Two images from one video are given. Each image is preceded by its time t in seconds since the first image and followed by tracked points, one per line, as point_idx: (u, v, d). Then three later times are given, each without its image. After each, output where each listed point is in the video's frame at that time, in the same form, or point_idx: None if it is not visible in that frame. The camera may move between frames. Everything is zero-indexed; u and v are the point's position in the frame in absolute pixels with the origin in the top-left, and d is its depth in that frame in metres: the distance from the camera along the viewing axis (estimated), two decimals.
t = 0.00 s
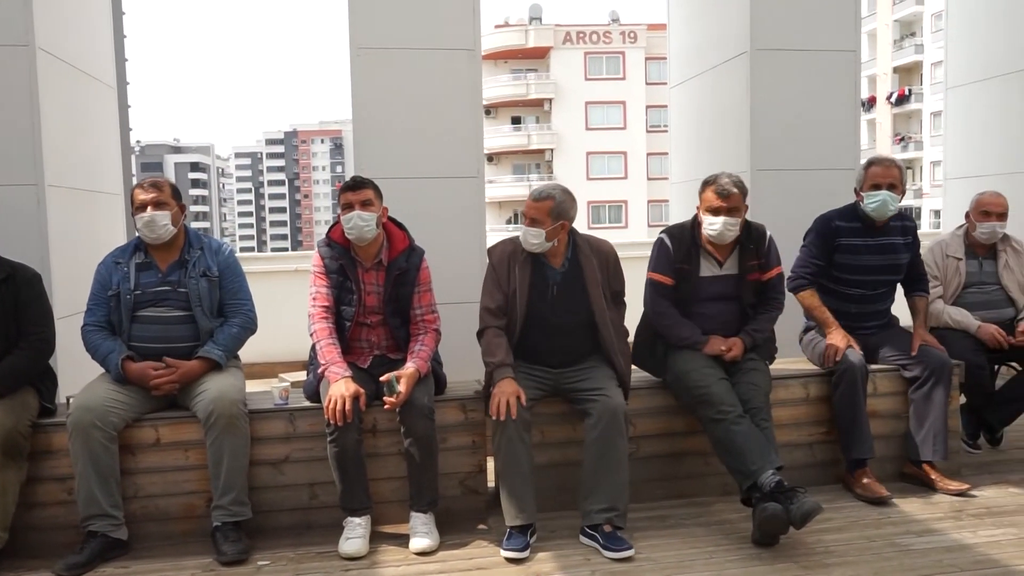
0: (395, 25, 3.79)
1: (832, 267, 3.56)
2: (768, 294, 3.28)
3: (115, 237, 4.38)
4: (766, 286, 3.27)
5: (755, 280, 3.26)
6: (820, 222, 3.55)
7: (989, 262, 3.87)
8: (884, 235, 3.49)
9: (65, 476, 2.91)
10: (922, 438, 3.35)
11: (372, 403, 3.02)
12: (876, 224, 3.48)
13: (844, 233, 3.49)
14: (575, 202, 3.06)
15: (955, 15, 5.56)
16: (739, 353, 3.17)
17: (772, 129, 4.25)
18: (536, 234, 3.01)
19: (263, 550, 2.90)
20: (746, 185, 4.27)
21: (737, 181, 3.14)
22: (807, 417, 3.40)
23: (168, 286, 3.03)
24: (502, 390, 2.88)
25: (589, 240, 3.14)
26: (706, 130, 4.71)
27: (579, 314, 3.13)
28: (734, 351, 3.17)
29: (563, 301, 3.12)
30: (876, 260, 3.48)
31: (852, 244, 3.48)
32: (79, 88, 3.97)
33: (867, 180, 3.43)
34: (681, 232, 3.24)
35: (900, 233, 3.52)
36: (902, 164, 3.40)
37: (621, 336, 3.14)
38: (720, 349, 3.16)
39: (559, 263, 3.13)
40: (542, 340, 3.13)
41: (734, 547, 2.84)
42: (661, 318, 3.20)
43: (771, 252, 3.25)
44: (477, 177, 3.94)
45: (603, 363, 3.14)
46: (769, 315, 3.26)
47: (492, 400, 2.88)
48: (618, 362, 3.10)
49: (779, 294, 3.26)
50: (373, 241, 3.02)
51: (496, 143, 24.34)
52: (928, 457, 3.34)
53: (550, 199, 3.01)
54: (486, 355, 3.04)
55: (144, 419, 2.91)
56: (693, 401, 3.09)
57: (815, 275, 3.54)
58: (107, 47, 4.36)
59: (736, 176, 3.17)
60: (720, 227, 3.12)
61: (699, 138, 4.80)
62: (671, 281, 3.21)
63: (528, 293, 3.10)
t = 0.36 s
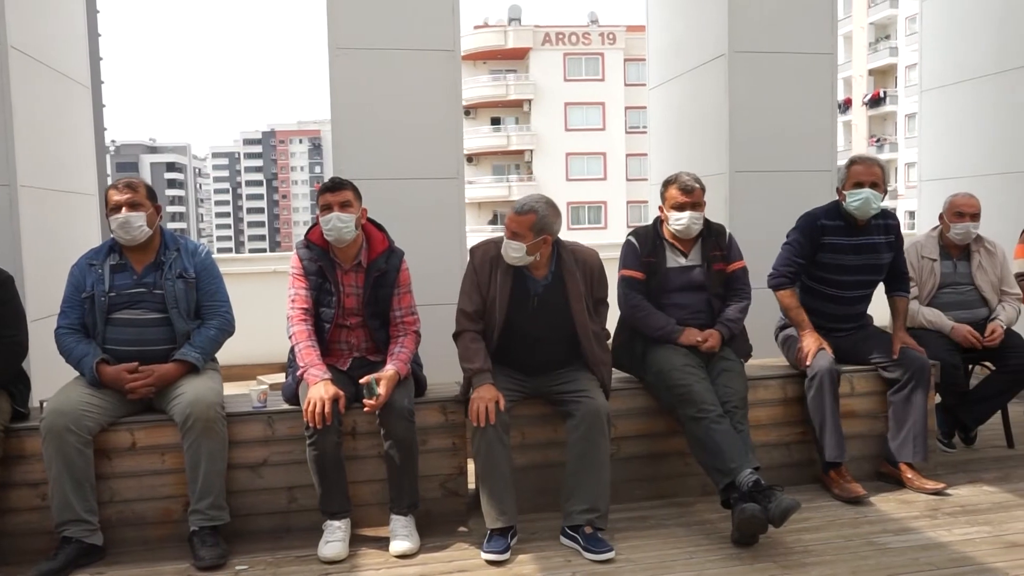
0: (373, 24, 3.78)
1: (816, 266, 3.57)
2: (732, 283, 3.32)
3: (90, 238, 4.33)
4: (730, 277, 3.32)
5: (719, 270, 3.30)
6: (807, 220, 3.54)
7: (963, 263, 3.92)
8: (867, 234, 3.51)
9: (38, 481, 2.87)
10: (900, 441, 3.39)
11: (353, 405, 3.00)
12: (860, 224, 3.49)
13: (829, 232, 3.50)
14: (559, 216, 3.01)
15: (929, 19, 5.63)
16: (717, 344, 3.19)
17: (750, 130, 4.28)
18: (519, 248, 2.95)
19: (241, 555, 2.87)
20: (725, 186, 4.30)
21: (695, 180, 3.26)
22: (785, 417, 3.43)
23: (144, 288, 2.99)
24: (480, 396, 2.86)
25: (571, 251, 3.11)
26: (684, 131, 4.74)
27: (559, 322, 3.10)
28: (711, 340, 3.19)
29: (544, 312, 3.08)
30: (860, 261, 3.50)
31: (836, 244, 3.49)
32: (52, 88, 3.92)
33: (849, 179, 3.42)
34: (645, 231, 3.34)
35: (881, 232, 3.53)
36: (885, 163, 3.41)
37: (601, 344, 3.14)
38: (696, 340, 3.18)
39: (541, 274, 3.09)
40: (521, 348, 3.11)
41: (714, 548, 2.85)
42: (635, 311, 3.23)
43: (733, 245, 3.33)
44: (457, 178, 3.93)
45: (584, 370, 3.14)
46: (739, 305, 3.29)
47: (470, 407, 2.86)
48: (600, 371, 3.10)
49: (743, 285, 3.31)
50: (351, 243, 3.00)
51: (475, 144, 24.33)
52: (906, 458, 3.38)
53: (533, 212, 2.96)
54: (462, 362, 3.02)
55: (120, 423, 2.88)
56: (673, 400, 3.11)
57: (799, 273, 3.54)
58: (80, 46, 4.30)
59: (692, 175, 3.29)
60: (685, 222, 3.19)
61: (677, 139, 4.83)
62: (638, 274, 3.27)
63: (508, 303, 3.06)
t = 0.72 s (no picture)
0: (355, 24, 3.76)
1: (780, 266, 3.64)
2: (711, 282, 3.34)
3: (67, 239, 4.28)
4: (709, 277, 3.35)
5: (697, 268, 3.34)
6: (766, 224, 3.67)
7: (942, 263, 3.96)
8: (826, 230, 3.59)
9: (14, 486, 2.82)
10: (881, 438, 3.42)
11: (333, 407, 2.98)
12: (819, 219, 3.59)
13: (788, 230, 3.59)
14: (546, 219, 2.99)
15: (908, 21, 5.69)
16: (694, 338, 3.20)
17: (731, 132, 4.30)
18: (508, 253, 2.94)
19: (222, 559, 2.84)
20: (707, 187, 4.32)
21: (678, 187, 3.25)
22: (767, 417, 3.45)
23: (122, 290, 2.95)
24: (468, 399, 2.86)
25: (560, 253, 3.11)
26: (666, 132, 4.76)
27: (548, 325, 3.09)
28: (690, 331, 3.21)
29: (533, 317, 3.07)
30: (822, 255, 3.56)
31: (796, 240, 3.58)
32: (28, 87, 3.86)
33: (807, 176, 3.58)
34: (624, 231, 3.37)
35: (841, 229, 3.62)
36: (838, 159, 3.55)
37: (587, 343, 3.14)
38: (673, 333, 3.20)
39: (530, 278, 3.08)
40: (507, 350, 3.10)
41: (697, 548, 2.86)
42: (615, 309, 3.25)
43: (710, 246, 3.39)
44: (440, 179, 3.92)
45: (571, 371, 3.14)
46: (719, 302, 3.30)
47: (459, 411, 2.85)
48: (587, 373, 3.09)
49: (722, 283, 3.33)
50: (333, 245, 2.98)
51: (458, 144, 24.30)
52: (888, 456, 3.40)
53: (520, 216, 2.93)
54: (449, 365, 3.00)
55: (98, 426, 2.84)
56: (655, 400, 3.11)
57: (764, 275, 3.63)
58: (57, 45, 4.24)
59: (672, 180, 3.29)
60: (663, 231, 3.24)
61: (660, 140, 4.85)
62: (620, 272, 3.30)
63: (497, 307, 3.05)
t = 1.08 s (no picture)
0: (333, 23, 3.74)
1: (751, 270, 3.68)
2: (696, 288, 3.35)
3: (39, 241, 4.22)
4: (695, 282, 3.35)
5: (682, 275, 3.34)
6: (731, 230, 3.72)
7: (918, 262, 4.00)
8: (791, 232, 3.65)
9: None
10: (861, 434, 3.42)
11: (312, 409, 2.96)
12: (784, 222, 3.64)
13: (753, 235, 3.65)
14: (507, 201, 3.03)
15: (884, 23, 5.75)
16: (677, 347, 3.20)
17: (709, 132, 4.33)
18: (489, 242, 2.96)
19: (198, 564, 2.81)
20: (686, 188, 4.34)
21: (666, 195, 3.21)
22: (745, 417, 3.47)
23: (96, 292, 2.92)
24: (458, 398, 2.83)
25: (527, 245, 3.13)
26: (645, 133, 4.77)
27: (520, 317, 3.11)
28: (672, 341, 3.21)
29: (505, 309, 3.09)
30: (788, 257, 3.62)
31: (763, 244, 3.63)
32: None
33: (771, 180, 3.61)
34: (609, 233, 3.34)
35: (804, 232, 3.67)
36: (800, 162, 3.60)
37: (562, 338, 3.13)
38: (657, 342, 3.20)
39: (500, 270, 3.10)
40: (484, 346, 3.13)
41: (676, 547, 2.87)
42: (598, 316, 3.24)
43: (696, 250, 3.36)
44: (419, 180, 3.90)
45: (546, 367, 3.13)
46: (704, 309, 3.32)
47: (450, 410, 2.83)
48: (560, 364, 3.09)
49: (709, 290, 3.34)
50: (310, 245, 2.96)
51: (438, 144, 24.24)
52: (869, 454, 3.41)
53: (488, 206, 2.96)
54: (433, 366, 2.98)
55: (71, 430, 2.80)
56: (636, 403, 3.12)
57: (739, 280, 3.66)
58: (29, 42, 4.18)
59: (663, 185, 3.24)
60: (651, 238, 3.22)
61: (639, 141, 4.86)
62: (603, 278, 3.28)
63: (470, 303, 3.06)
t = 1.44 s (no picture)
0: (299, 22, 3.70)
1: (719, 272, 3.71)
2: (669, 292, 3.38)
3: None
4: (666, 286, 3.38)
5: (653, 280, 3.36)
6: (699, 233, 3.74)
7: (881, 262, 4.07)
8: (757, 236, 3.70)
9: None
10: (822, 436, 3.46)
11: (276, 412, 2.93)
12: (750, 226, 3.68)
13: (721, 238, 3.68)
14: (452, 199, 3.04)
15: (848, 28, 5.84)
16: (647, 351, 3.24)
17: (676, 134, 4.36)
18: (446, 240, 2.96)
19: (160, 571, 2.76)
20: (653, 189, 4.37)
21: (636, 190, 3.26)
22: (711, 416, 3.50)
23: (54, 295, 2.85)
24: (417, 397, 2.84)
25: (482, 246, 3.12)
26: (613, 134, 4.79)
27: (476, 316, 3.12)
28: (642, 346, 3.24)
29: (461, 308, 3.10)
30: (754, 261, 3.66)
31: (730, 247, 3.66)
32: None
33: (739, 183, 3.64)
34: (581, 236, 3.35)
35: (770, 235, 3.72)
36: (769, 167, 3.63)
37: (524, 336, 3.14)
38: (628, 345, 3.22)
39: (454, 269, 3.10)
40: (444, 346, 3.13)
41: (643, 547, 2.89)
42: (567, 320, 3.24)
43: (667, 254, 3.39)
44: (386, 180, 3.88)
45: (508, 366, 3.13)
46: (674, 314, 3.35)
47: (407, 408, 2.83)
48: (525, 363, 3.10)
49: (680, 294, 3.37)
50: (275, 246, 2.93)
51: (408, 145, 24.11)
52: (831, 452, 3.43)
53: (439, 205, 2.96)
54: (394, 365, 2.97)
55: (28, 436, 2.73)
56: (603, 404, 3.14)
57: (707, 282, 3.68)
58: None
59: (632, 184, 3.29)
60: (622, 234, 3.22)
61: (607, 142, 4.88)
62: (574, 281, 3.29)
63: (426, 303, 3.05)
